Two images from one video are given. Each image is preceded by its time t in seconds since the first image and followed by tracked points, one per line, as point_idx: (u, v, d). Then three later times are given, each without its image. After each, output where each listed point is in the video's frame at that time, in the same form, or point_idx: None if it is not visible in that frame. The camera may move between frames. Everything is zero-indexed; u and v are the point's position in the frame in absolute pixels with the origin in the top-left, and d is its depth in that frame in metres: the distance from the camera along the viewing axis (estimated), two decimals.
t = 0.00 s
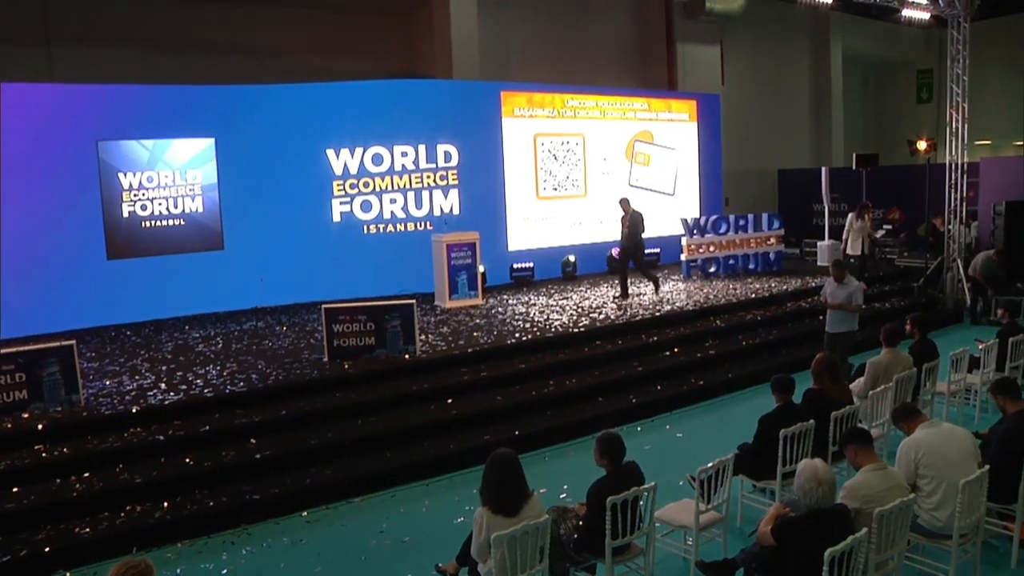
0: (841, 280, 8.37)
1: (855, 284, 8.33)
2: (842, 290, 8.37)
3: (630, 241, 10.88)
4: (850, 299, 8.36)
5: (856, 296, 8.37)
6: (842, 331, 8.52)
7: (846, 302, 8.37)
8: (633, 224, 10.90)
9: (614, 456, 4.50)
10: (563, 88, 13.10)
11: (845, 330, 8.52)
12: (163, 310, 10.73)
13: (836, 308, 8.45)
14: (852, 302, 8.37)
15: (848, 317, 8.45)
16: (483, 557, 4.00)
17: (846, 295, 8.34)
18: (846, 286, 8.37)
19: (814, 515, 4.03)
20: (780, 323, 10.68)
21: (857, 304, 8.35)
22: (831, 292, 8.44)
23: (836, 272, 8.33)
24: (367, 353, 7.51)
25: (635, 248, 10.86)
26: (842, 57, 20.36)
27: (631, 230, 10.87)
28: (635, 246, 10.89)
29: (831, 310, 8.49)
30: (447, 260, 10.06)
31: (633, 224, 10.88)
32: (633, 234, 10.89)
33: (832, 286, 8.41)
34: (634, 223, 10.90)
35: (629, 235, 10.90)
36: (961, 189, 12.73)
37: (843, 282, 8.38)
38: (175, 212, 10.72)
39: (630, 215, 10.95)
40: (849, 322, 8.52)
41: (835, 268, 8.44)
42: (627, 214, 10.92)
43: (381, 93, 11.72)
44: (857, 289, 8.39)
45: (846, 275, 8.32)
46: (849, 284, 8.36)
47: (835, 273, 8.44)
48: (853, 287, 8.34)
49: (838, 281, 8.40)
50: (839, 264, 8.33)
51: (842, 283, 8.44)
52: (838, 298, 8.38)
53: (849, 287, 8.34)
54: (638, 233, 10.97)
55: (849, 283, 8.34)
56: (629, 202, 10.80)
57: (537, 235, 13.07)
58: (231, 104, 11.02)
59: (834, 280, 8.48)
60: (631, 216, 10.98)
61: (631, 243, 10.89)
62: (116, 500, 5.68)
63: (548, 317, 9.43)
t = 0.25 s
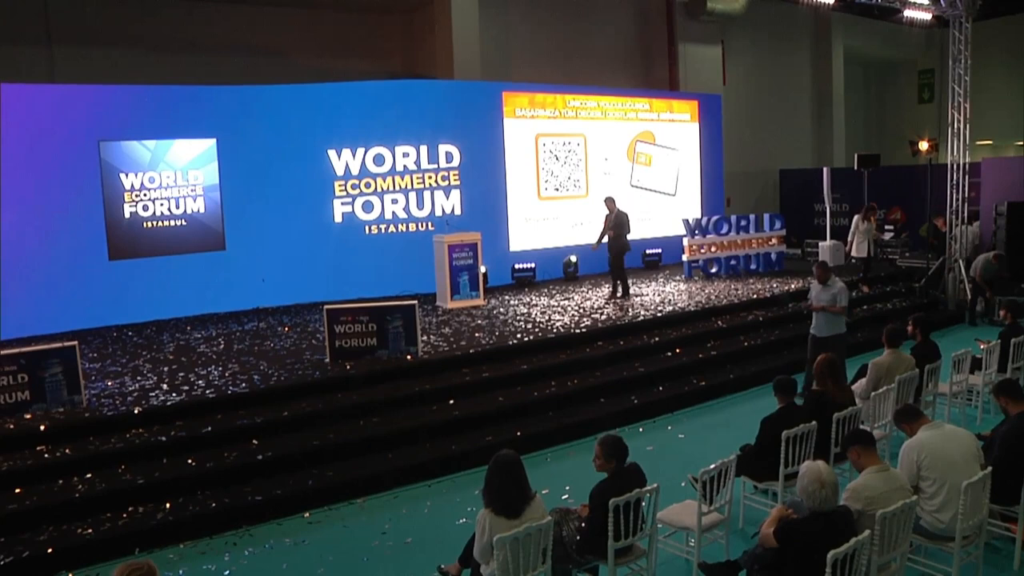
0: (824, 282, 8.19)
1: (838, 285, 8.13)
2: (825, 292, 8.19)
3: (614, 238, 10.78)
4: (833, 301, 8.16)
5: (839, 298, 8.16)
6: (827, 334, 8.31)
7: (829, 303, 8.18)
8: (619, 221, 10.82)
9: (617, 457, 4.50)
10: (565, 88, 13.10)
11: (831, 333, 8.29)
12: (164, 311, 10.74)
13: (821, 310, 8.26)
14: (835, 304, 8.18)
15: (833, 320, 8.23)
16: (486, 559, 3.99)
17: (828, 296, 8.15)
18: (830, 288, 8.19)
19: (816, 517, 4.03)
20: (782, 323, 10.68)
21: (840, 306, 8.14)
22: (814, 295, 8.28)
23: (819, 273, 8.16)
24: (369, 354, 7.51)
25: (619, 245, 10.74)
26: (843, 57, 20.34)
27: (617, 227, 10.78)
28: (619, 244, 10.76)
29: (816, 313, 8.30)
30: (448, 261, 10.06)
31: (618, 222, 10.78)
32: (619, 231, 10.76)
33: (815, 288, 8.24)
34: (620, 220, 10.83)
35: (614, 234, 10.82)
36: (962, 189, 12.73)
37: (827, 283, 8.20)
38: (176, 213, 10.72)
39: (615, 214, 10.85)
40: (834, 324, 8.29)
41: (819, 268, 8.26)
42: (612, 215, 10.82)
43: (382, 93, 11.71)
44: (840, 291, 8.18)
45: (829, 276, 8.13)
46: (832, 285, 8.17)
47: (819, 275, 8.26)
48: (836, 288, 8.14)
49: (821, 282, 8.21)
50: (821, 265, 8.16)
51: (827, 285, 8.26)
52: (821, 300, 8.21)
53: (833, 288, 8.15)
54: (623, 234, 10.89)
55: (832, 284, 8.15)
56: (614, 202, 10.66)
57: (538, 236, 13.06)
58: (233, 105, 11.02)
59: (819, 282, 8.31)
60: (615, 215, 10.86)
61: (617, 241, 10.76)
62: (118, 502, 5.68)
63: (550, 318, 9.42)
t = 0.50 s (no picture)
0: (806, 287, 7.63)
1: (821, 291, 7.61)
2: (807, 298, 7.64)
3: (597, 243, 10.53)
4: (817, 307, 7.60)
5: (823, 304, 7.62)
6: (810, 342, 7.76)
7: (813, 311, 7.61)
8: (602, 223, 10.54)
9: (619, 460, 4.50)
10: (567, 89, 13.10)
11: (813, 341, 7.76)
12: (166, 312, 10.75)
13: (803, 318, 7.70)
14: (819, 311, 7.62)
15: (816, 328, 7.70)
16: (489, 560, 3.99)
17: (812, 303, 7.60)
18: (812, 294, 7.63)
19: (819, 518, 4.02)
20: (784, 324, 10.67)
21: (825, 313, 7.59)
22: (796, 302, 7.71)
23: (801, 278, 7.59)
24: (371, 355, 7.51)
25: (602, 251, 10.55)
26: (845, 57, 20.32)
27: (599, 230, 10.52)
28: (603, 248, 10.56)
29: (797, 322, 7.73)
30: (450, 261, 10.05)
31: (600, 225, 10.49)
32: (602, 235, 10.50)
33: (797, 295, 7.67)
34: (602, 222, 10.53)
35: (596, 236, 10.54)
36: (964, 190, 12.73)
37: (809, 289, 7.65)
38: (179, 214, 10.73)
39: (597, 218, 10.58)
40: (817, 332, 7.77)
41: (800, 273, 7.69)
42: (597, 218, 10.57)
43: (384, 94, 11.71)
44: (823, 297, 7.64)
45: (811, 280, 7.60)
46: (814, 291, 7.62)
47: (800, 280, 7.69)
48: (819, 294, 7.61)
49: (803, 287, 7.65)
50: (804, 269, 7.59)
51: (807, 291, 7.72)
52: (804, 308, 7.65)
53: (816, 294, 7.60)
54: (607, 238, 10.64)
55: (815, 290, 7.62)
56: (599, 205, 10.40)
57: (540, 236, 13.07)
58: (235, 106, 11.03)
59: (800, 288, 7.75)
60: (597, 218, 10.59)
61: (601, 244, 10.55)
62: (121, 502, 5.69)
63: (552, 318, 9.42)
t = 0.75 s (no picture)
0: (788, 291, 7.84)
1: (802, 295, 7.80)
2: (788, 301, 7.82)
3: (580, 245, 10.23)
4: (796, 311, 7.80)
5: (803, 309, 7.83)
6: (790, 345, 7.92)
7: (793, 315, 7.80)
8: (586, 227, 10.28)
9: (621, 462, 4.50)
10: (569, 90, 13.10)
11: (793, 345, 7.90)
12: (168, 313, 10.75)
13: (784, 321, 7.87)
14: (799, 315, 7.81)
15: (796, 331, 7.84)
16: (492, 563, 3.99)
17: (792, 307, 7.79)
18: (793, 298, 7.84)
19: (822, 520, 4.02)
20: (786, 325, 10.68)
21: (805, 317, 7.79)
22: (777, 304, 7.89)
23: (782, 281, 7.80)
24: (373, 356, 7.51)
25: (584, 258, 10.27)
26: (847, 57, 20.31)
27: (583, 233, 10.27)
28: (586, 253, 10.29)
29: (778, 324, 7.90)
30: (453, 262, 10.05)
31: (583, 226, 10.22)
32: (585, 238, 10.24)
33: (778, 298, 7.87)
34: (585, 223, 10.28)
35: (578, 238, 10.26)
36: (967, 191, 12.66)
37: (790, 293, 7.85)
38: (181, 215, 10.74)
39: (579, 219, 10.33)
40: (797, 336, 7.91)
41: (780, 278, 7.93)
42: (578, 218, 10.30)
43: (386, 94, 11.71)
44: (804, 302, 7.85)
45: (793, 284, 7.81)
46: (795, 295, 7.84)
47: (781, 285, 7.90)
48: (800, 298, 7.81)
49: (785, 292, 7.86)
50: (786, 273, 7.81)
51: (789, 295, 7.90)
52: (786, 310, 7.83)
53: (797, 299, 7.81)
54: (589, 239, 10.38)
55: (796, 294, 7.82)
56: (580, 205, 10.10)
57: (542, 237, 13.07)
58: (237, 106, 11.04)
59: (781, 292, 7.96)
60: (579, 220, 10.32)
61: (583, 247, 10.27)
62: (124, 504, 5.69)
63: (554, 320, 9.42)
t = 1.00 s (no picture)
0: (770, 297, 7.51)
1: (783, 303, 7.45)
2: (769, 309, 7.52)
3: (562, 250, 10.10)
4: (776, 320, 7.49)
5: (784, 317, 7.49)
6: (769, 353, 7.65)
7: (773, 322, 7.50)
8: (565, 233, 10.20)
9: (623, 464, 4.51)
10: (571, 91, 13.10)
11: (774, 353, 7.63)
12: (170, 314, 10.76)
13: (765, 329, 7.59)
14: (780, 324, 7.50)
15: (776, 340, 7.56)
16: (495, 565, 3.97)
17: (773, 314, 7.48)
18: (775, 304, 7.52)
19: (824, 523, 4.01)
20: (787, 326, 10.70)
21: (785, 326, 7.47)
22: (759, 311, 7.60)
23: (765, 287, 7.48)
24: (375, 357, 7.51)
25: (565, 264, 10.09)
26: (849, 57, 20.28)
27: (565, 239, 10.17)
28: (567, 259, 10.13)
29: (758, 332, 7.63)
30: (454, 262, 10.05)
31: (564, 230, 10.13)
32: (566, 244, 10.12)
33: (760, 304, 7.57)
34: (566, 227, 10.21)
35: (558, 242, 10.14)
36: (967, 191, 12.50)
37: (773, 300, 7.53)
38: (183, 215, 10.74)
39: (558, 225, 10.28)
40: (778, 344, 7.62)
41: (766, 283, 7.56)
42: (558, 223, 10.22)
43: (388, 95, 11.71)
44: (785, 310, 7.50)
45: (775, 291, 7.48)
46: (777, 302, 7.50)
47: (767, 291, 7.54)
48: (782, 305, 7.48)
49: (768, 298, 7.52)
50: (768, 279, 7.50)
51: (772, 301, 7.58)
52: (765, 318, 7.53)
53: (778, 306, 7.48)
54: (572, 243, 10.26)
55: (778, 301, 7.49)
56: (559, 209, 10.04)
57: (544, 238, 13.06)
58: (239, 107, 11.05)
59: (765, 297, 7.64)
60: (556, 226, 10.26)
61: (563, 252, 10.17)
62: (127, 505, 5.70)
63: (556, 320, 9.42)
